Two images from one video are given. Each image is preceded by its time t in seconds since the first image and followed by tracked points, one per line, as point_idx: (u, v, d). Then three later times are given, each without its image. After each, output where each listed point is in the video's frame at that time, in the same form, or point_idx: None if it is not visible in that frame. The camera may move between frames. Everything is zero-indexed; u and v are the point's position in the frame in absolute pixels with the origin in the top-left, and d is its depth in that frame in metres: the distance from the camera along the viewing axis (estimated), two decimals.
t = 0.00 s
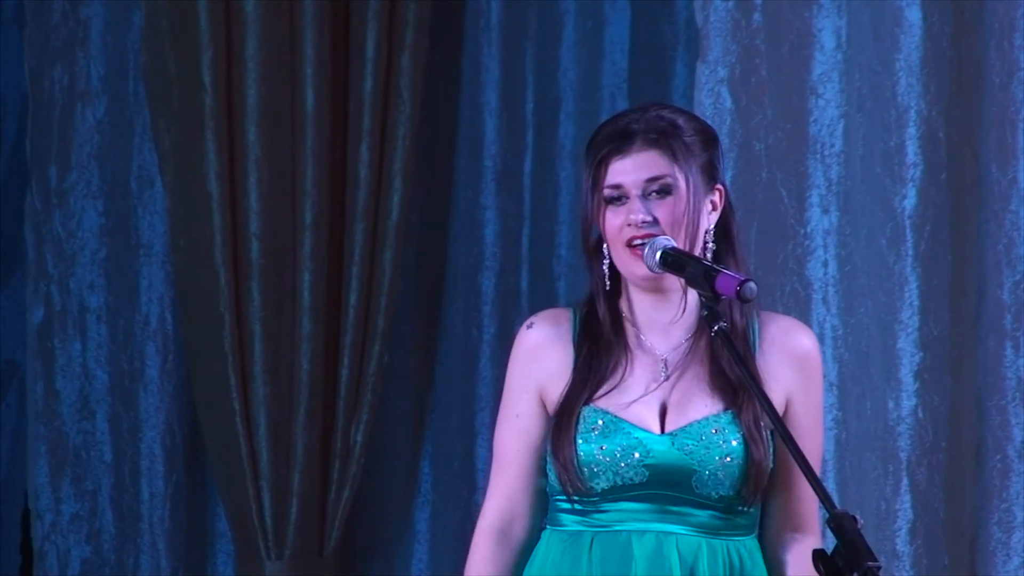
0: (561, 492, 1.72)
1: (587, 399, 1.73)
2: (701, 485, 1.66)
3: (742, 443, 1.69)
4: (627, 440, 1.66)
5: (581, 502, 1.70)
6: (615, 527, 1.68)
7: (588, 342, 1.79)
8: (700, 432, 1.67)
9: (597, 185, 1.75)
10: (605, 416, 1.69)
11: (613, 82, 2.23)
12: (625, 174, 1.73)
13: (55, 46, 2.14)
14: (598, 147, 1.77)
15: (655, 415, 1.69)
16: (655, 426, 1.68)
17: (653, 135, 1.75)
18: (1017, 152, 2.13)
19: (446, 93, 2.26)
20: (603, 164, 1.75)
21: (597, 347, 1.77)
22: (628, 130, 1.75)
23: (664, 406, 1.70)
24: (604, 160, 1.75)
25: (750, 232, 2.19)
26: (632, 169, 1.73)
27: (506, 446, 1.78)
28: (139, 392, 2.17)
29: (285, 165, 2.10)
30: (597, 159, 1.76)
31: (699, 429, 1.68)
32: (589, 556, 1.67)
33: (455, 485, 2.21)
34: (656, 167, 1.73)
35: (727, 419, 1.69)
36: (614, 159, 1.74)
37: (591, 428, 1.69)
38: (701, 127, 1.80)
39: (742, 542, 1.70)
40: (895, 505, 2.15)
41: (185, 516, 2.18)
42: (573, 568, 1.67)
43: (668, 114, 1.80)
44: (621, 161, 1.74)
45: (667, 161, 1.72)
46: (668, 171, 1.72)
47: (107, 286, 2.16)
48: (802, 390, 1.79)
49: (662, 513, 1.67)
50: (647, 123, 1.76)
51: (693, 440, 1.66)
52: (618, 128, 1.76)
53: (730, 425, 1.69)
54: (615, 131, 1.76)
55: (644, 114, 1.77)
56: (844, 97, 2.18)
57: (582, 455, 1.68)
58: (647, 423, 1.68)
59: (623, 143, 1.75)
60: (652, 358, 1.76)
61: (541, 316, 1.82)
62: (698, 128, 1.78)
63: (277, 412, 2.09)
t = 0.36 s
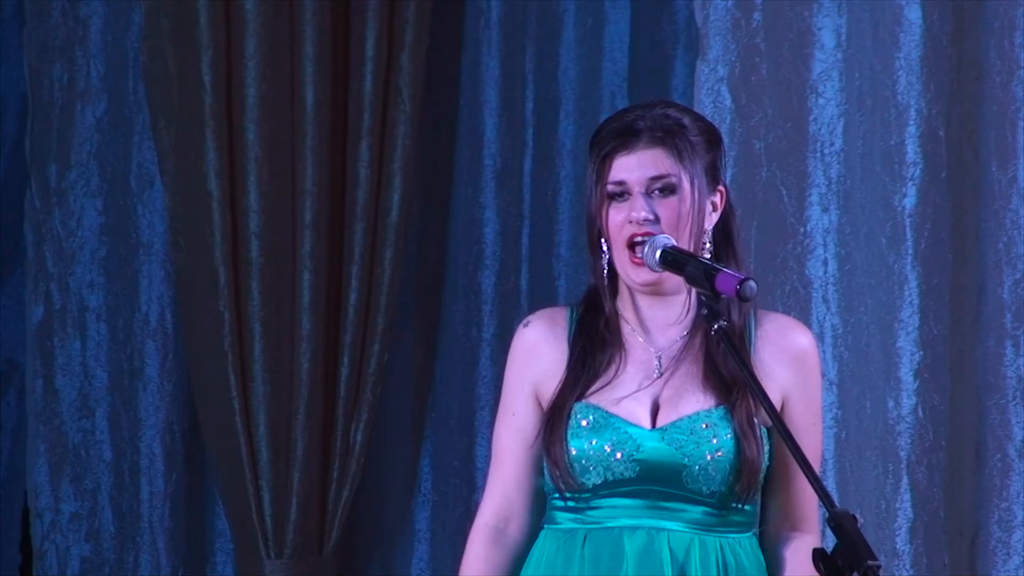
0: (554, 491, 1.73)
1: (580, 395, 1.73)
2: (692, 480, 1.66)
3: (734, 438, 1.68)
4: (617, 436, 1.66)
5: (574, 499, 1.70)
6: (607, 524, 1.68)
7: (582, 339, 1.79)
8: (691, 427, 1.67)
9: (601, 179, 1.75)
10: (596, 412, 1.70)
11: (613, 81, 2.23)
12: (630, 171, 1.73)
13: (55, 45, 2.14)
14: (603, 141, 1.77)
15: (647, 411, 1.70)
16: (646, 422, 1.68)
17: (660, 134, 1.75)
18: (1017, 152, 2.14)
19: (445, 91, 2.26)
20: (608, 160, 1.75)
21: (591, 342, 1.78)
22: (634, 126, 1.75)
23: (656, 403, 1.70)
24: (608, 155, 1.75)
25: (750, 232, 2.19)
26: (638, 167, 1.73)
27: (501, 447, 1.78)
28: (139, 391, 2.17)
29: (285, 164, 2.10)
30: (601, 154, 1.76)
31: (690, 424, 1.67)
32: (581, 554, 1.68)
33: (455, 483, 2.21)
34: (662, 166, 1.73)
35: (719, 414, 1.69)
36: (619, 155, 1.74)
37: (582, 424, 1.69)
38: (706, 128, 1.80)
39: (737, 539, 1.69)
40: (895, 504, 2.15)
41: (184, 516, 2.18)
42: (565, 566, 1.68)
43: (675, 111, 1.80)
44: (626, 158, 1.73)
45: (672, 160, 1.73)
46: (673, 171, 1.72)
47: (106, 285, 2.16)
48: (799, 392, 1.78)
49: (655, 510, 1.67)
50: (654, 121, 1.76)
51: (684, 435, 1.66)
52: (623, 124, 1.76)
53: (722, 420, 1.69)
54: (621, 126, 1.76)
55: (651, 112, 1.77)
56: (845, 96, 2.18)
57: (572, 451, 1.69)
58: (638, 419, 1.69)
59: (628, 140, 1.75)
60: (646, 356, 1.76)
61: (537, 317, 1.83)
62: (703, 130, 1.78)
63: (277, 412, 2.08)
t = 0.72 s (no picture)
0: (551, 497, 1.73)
1: (573, 400, 1.74)
2: (686, 482, 1.65)
3: (726, 439, 1.68)
4: (609, 441, 1.66)
5: (571, 504, 1.71)
6: (605, 528, 1.68)
7: (576, 340, 1.80)
8: (683, 429, 1.67)
9: (609, 173, 1.76)
10: (589, 418, 1.70)
11: (613, 81, 2.23)
12: (639, 166, 1.74)
13: (54, 44, 2.15)
14: (612, 136, 1.77)
15: (639, 414, 1.70)
16: (638, 425, 1.68)
17: (670, 132, 1.76)
18: (1017, 151, 2.14)
19: (445, 91, 2.26)
20: (616, 155, 1.76)
21: (587, 342, 1.79)
22: (644, 122, 1.76)
23: (648, 407, 1.70)
24: (617, 150, 1.76)
25: (748, 232, 2.19)
26: (647, 162, 1.74)
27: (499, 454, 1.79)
28: (139, 390, 2.17)
29: (284, 164, 2.10)
30: (609, 148, 1.77)
31: (681, 426, 1.67)
32: (581, 558, 1.68)
33: (455, 483, 2.22)
34: (670, 163, 1.73)
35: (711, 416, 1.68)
36: (627, 152, 1.75)
37: (575, 430, 1.69)
38: (716, 133, 1.80)
39: (735, 538, 1.69)
40: (894, 504, 2.15)
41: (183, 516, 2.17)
42: (565, 571, 1.68)
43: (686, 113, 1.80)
44: (635, 152, 1.75)
45: (680, 158, 1.74)
46: (682, 169, 1.73)
47: (105, 284, 2.16)
48: (793, 391, 1.78)
49: (652, 513, 1.67)
50: (665, 119, 1.76)
51: (676, 437, 1.66)
52: (633, 119, 1.77)
53: (714, 422, 1.68)
54: (632, 122, 1.77)
55: (663, 110, 1.78)
56: (844, 95, 2.18)
57: (566, 457, 1.69)
58: (630, 422, 1.68)
59: (636, 134, 1.76)
60: (637, 359, 1.77)
61: (531, 323, 1.83)
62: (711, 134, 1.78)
63: (277, 413, 2.08)
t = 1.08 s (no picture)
0: (555, 492, 1.72)
1: (579, 396, 1.73)
2: (695, 481, 1.66)
3: (735, 438, 1.69)
4: (620, 439, 1.66)
5: (575, 502, 1.70)
6: (609, 527, 1.68)
7: (578, 337, 1.79)
8: (694, 428, 1.67)
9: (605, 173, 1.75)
10: (597, 415, 1.69)
11: (612, 82, 2.22)
12: (637, 167, 1.73)
13: (54, 46, 2.15)
14: (608, 136, 1.77)
15: (647, 412, 1.70)
16: (647, 424, 1.68)
17: (666, 132, 1.75)
18: (1016, 152, 2.13)
19: (444, 92, 2.26)
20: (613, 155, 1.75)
21: (586, 340, 1.79)
22: (640, 122, 1.76)
23: (656, 406, 1.70)
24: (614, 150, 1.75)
25: (747, 233, 2.19)
26: (644, 163, 1.73)
27: (491, 448, 1.78)
28: (138, 391, 2.17)
29: (283, 166, 2.10)
30: (606, 149, 1.76)
31: (692, 426, 1.68)
32: (586, 556, 1.68)
33: (454, 485, 2.22)
34: (667, 163, 1.73)
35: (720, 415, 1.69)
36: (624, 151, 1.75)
37: (584, 427, 1.69)
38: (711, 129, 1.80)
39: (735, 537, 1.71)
40: (893, 505, 2.15)
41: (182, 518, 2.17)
42: (569, 570, 1.67)
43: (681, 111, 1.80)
44: (632, 152, 1.74)
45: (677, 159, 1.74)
46: (680, 169, 1.73)
47: (104, 285, 2.16)
48: (789, 389, 1.79)
49: (657, 512, 1.68)
50: (660, 118, 1.76)
51: (687, 436, 1.66)
52: (629, 119, 1.77)
53: (723, 421, 1.69)
54: (628, 122, 1.77)
55: (658, 110, 1.78)
56: (843, 96, 2.18)
57: (574, 455, 1.68)
58: (640, 421, 1.68)
59: (633, 135, 1.75)
60: (641, 356, 1.77)
61: (530, 319, 1.82)
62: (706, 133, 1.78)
63: (277, 414, 2.08)
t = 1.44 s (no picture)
0: (550, 482, 1.73)
1: (579, 388, 1.73)
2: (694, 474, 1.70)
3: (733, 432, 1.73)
4: (623, 431, 1.68)
5: (570, 494, 1.72)
6: (603, 519, 1.70)
7: (575, 332, 1.79)
8: (695, 422, 1.70)
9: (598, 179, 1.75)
10: (598, 407, 1.70)
11: (612, 82, 2.23)
12: (630, 172, 1.73)
13: (54, 46, 2.15)
14: (599, 140, 1.77)
15: (646, 405, 1.72)
16: (647, 417, 1.71)
17: (656, 134, 1.75)
18: (1017, 151, 2.14)
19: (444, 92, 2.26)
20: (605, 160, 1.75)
21: (584, 336, 1.79)
22: (630, 126, 1.76)
23: (654, 399, 1.73)
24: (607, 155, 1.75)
25: (748, 233, 2.17)
26: (638, 168, 1.73)
27: (475, 435, 1.76)
28: (138, 391, 2.17)
29: (284, 166, 2.10)
30: (599, 154, 1.76)
31: (693, 419, 1.70)
32: (581, 549, 1.69)
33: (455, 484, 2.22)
34: (660, 165, 1.73)
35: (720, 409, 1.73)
36: (618, 154, 1.75)
37: (585, 419, 1.69)
38: (695, 122, 1.81)
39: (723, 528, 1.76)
40: (894, 505, 2.15)
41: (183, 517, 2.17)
42: (564, 562, 1.69)
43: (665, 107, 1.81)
44: (625, 159, 1.74)
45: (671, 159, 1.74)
46: (673, 171, 1.73)
47: (105, 285, 2.16)
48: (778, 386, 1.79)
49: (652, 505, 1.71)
50: (649, 120, 1.76)
51: (689, 430, 1.69)
52: (618, 122, 1.77)
53: (721, 415, 1.72)
54: (617, 126, 1.76)
55: (646, 111, 1.77)
56: (844, 96, 2.18)
57: (576, 446, 1.69)
58: (640, 414, 1.71)
59: (625, 139, 1.75)
60: (636, 351, 1.78)
61: (520, 310, 1.81)
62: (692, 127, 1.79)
63: (277, 413, 2.08)
